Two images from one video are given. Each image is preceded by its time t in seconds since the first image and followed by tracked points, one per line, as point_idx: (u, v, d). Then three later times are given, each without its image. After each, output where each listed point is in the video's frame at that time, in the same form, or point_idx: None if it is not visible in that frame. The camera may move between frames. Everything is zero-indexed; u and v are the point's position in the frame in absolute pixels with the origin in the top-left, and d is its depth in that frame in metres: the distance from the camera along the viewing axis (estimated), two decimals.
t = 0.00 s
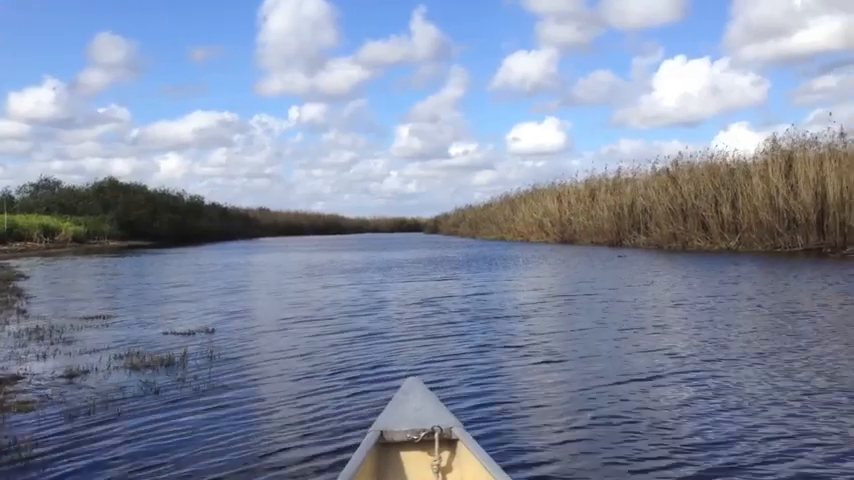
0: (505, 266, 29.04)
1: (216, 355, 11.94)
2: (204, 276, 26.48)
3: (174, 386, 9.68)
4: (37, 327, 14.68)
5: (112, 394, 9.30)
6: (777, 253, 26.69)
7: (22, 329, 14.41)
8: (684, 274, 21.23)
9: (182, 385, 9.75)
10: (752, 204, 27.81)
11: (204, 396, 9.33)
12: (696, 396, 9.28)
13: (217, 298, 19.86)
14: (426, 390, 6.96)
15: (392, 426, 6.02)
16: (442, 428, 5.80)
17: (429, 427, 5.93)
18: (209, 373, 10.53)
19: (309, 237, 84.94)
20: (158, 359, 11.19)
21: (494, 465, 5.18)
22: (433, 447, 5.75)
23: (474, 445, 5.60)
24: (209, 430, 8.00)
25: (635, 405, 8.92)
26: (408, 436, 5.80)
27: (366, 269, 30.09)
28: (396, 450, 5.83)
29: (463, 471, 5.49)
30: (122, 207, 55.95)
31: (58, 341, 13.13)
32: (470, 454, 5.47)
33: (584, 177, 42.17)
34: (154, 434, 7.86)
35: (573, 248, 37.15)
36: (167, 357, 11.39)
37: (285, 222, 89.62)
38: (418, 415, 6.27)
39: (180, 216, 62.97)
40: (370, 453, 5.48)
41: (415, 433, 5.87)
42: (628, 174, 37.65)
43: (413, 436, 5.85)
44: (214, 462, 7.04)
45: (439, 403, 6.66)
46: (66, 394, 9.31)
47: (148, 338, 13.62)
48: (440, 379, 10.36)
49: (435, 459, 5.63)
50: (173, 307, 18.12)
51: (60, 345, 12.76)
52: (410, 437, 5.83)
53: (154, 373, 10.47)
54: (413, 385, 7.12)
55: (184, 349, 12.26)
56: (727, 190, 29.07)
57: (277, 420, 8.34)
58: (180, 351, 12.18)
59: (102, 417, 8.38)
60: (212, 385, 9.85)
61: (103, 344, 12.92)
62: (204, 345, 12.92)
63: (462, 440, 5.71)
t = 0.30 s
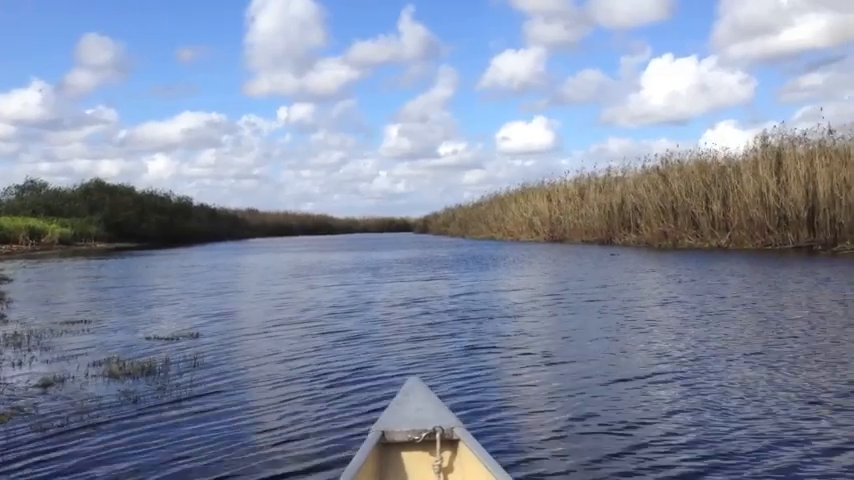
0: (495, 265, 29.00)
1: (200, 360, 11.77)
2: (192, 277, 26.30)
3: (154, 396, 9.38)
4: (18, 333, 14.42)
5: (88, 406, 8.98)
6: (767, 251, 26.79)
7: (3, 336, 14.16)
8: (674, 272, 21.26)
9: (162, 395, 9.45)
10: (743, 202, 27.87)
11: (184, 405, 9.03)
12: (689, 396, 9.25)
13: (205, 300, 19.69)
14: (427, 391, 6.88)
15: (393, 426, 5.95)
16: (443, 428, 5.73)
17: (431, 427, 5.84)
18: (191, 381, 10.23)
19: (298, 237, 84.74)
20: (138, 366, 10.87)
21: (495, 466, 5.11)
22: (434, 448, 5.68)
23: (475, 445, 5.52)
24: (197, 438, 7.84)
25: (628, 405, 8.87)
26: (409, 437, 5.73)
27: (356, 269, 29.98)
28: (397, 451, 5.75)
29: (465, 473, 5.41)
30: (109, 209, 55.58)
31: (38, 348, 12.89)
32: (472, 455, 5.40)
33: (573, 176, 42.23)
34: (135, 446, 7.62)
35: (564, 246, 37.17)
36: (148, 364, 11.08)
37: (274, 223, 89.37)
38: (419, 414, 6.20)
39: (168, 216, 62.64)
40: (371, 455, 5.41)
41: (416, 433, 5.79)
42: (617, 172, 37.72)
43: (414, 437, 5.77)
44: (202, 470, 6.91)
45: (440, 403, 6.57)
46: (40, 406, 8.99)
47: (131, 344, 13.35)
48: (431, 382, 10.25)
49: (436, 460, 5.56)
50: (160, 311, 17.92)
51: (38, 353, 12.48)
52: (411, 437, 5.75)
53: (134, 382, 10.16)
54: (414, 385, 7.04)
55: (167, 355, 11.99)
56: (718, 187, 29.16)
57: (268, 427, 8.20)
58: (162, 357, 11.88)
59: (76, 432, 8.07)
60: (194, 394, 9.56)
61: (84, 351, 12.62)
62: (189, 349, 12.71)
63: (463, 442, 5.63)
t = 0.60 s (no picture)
0: (483, 264, 28.93)
1: (178, 363, 11.56)
2: (176, 276, 26.05)
3: (126, 402, 9.12)
4: None
5: (57, 414, 8.64)
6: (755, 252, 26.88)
7: None
8: (662, 272, 21.29)
9: (135, 402, 9.14)
10: (731, 203, 27.95)
11: (159, 413, 8.72)
12: (680, 397, 9.17)
13: (189, 300, 19.49)
14: (429, 391, 6.77)
15: (394, 426, 5.83)
16: (444, 429, 5.62)
17: (432, 428, 5.73)
18: (167, 387, 9.91)
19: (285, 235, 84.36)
20: (111, 371, 10.59)
21: (498, 466, 5.01)
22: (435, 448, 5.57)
23: (477, 446, 5.41)
24: (179, 444, 7.61)
25: (618, 407, 8.78)
26: (411, 437, 5.62)
27: (343, 269, 29.82)
28: (398, 452, 5.64)
29: (467, 473, 5.31)
30: (93, 206, 55.04)
31: (15, 350, 12.63)
32: (473, 455, 5.29)
33: (561, 176, 42.26)
34: (111, 455, 7.35)
35: (552, 246, 37.17)
36: (122, 369, 10.75)
37: (260, 221, 88.92)
38: (420, 415, 6.09)
39: (153, 214, 62.15)
40: (371, 455, 5.30)
41: (418, 434, 5.69)
42: (605, 172, 37.76)
43: (415, 437, 5.67)
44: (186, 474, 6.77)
45: (441, 404, 6.46)
46: (7, 414, 8.70)
47: (109, 346, 13.03)
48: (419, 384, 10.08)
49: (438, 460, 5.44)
50: (143, 310, 17.70)
51: (13, 356, 12.22)
52: (413, 438, 5.65)
53: (107, 388, 9.82)
54: (416, 386, 6.93)
55: (144, 359, 11.70)
56: (706, 187, 29.21)
57: (253, 432, 8.01)
58: (138, 361, 11.56)
59: (43, 442, 7.73)
60: (168, 401, 9.24)
61: (59, 355, 12.28)
62: (169, 352, 12.44)
63: (465, 442, 5.52)
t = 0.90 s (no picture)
0: (468, 262, 28.91)
1: (151, 368, 11.31)
2: (159, 277, 25.80)
3: (90, 412, 8.83)
4: None
5: (20, 427, 8.31)
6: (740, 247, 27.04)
7: None
8: (646, 269, 21.37)
9: (104, 412, 8.83)
10: (716, 198, 28.08)
11: (129, 424, 8.43)
12: (668, 396, 9.13)
13: (172, 301, 19.32)
14: (428, 390, 6.70)
15: (393, 426, 5.77)
16: (443, 428, 5.56)
17: (432, 427, 5.67)
18: (140, 396, 9.61)
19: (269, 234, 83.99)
20: (81, 379, 10.23)
21: (498, 466, 4.95)
22: (435, 448, 5.50)
23: (477, 445, 5.36)
24: (156, 456, 7.41)
25: (603, 405, 8.78)
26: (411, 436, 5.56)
27: (327, 267, 29.69)
28: (397, 451, 5.58)
29: (467, 472, 5.25)
30: (74, 206, 54.50)
31: None
32: (473, 453, 5.23)
33: (545, 172, 42.33)
34: (87, 467, 7.14)
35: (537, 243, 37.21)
36: (93, 376, 10.43)
37: (244, 220, 88.47)
38: (420, 414, 6.02)
39: (135, 214, 61.67)
40: (370, 455, 5.24)
41: (418, 433, 5.62)
42: (590, 169, 37.85)
43: (415, 437, 5.60)
44: None
45: (441, 403, 6.40)
46: None
47: (83, 352, 12.73)
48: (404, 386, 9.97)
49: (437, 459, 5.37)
50: (124, 312, 17.50)
51: None
52: (412, 437, 5.59)
53: (77, 397, 9.51)
54: (417, 385, 6.86)
55: (114, 365, 11.42)
56: (692, 183, 29.33)
57: (237, 439, 7.85)
58: (110, 368, 11.23)
59: (17, 453, 7.55)
60: (139, 410, 8.96)
61: (28, 363, 11.92)
62: (148, 356, 12.27)
63: (464, 441, 5.46)
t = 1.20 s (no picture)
0: (453, 262, 28.85)
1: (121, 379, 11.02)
2: (139, 280, 25.49)
3: (51, 427, 8.51)
4: None
5: None
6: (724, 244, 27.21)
7: None
8: (630, 267, 21.44)
9: (67, 425, 8.54)
10: (699, 196, 28.21)
11: (100, 436, 8.19)
12: (653, 395, 9.13)
13: (153, 305, 19.09)
14: (430, 390, 6.62)
15: (394, 425, 5.68)
16: (444, 427, 5.48)
17: (433, 427, 5.58)
18: (106, 408, 9.28)
19: (252, 236, 83.51)
20: (43, 393, 9.86)
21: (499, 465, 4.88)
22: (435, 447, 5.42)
23: (478, 444, 5.28)
24: (135, 469, 7.22)
25: (589, 406, 8.77)
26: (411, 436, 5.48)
27: (311, 269, 29.51)
28: (398, 451, 5.49)
29: (467, 471, 5.17)
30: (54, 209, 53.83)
31: None
32: (474, 452, 5.15)
33: (529, 171, 42.37)
34: None
35: (521, 243, 37.22)
36: (57, 389, 10.06)
37: (226, 222, 87.90)
38: (421, 414, 5.94)
39: (115, 217, 61.05)
40: (370, 455, 5.16)
41: (419, 433, 5.54)
42: (573, 167, 37.92)
43: (416, 436, 5.52)
44: None
45: (442, 403, 6.32)
46: None
47: (56, 362, 12.42)
48: (392, 390, 9.84)
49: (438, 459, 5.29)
50: (104, 318, 17.26)
51: None
52: (414, 437, 5.50)
53: (40, 412, 9.16)
54: (418, 385, 6.78)
55: (80, 378, 11.06)
56: (676, 181, 29.44)
57: (221, 449, 7.70)
58: (76, 379, 10.90)
59: None
60: (109, 423, 8.68)
61: None
62: (126, 364, 12.07)
63: (465, 441, 5.38)
